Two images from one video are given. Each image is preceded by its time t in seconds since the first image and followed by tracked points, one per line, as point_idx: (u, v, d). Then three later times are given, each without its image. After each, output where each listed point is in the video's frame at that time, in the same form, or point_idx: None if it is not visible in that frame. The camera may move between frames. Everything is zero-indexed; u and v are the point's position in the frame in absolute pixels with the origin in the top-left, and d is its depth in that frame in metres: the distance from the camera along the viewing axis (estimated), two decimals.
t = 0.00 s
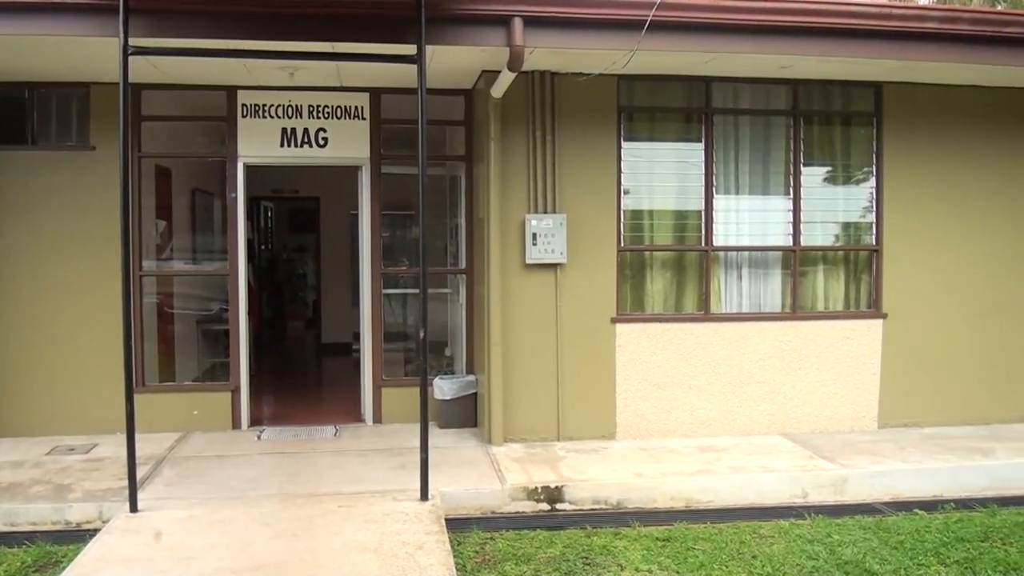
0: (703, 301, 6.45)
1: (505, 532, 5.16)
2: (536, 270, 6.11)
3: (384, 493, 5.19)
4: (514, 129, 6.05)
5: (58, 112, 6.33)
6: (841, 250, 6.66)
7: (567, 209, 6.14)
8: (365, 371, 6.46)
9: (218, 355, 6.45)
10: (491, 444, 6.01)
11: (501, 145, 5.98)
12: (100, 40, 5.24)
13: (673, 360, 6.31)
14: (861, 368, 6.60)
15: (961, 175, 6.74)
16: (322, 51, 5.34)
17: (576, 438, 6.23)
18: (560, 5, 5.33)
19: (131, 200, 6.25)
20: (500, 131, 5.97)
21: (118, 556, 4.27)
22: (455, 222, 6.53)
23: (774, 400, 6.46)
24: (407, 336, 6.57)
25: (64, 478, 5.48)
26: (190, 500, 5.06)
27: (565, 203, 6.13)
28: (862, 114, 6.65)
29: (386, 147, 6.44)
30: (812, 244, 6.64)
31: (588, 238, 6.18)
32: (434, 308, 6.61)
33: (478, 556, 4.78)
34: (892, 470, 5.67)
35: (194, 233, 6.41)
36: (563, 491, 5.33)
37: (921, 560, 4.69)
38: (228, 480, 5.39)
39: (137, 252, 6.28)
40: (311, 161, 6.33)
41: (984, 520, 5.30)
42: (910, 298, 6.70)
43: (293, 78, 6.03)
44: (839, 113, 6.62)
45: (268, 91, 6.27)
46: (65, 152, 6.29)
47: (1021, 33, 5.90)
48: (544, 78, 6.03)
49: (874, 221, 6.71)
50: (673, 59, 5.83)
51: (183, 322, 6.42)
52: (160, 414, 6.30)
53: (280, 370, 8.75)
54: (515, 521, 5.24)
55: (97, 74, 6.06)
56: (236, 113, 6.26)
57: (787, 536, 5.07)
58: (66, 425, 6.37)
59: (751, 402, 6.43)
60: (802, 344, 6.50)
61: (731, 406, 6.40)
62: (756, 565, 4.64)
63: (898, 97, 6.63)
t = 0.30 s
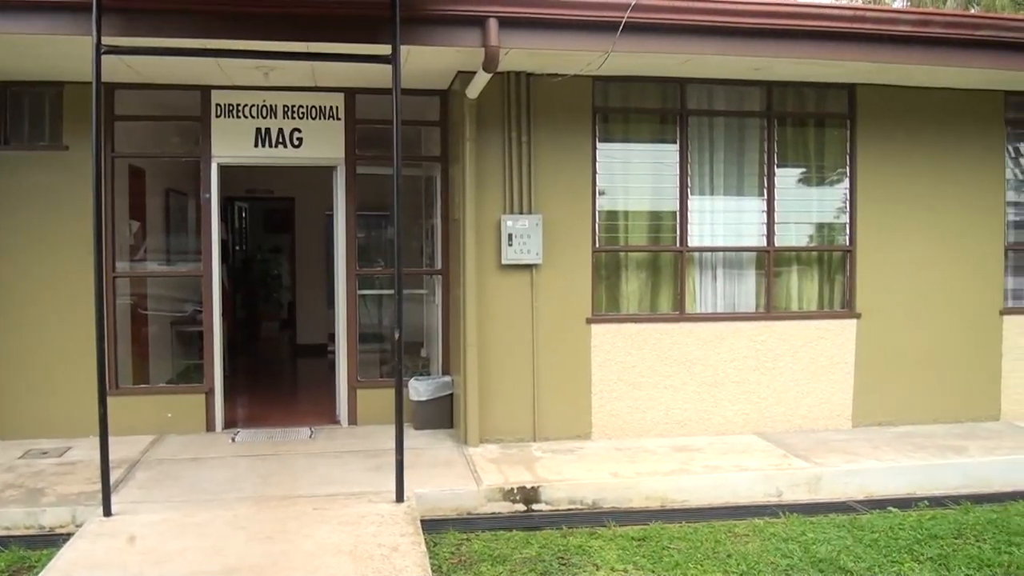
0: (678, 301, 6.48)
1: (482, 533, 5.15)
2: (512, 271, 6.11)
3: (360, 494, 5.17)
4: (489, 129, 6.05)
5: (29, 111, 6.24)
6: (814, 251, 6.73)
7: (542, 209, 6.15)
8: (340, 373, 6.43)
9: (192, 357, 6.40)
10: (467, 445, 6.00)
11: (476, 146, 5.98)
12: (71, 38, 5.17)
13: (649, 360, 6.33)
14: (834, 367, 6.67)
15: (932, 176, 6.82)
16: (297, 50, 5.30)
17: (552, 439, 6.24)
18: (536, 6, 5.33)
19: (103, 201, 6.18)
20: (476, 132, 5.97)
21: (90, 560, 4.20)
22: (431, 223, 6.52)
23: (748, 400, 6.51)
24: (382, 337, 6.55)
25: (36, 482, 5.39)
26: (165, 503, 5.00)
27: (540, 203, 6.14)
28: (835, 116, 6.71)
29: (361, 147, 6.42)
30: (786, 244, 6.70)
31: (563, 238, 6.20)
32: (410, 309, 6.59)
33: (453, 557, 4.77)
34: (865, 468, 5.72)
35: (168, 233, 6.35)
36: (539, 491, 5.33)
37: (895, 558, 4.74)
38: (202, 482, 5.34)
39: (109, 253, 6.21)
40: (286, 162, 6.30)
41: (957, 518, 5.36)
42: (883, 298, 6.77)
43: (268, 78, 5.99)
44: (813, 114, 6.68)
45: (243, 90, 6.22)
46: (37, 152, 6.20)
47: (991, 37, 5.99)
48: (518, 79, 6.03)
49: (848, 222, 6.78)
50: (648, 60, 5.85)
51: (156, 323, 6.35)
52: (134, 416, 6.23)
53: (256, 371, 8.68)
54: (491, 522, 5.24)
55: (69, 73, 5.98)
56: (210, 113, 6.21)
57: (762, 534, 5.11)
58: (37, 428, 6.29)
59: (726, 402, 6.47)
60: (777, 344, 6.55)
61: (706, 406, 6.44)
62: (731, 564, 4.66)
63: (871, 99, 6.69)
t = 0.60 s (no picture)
0: (654, 301, 6.52)
1: (458, 534, 5.15)
2: (488, 271, 6.11)
3: (336, 496, 5.14)
4: (466, 130, 6.05)
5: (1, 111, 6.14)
6: (789, 251, 6.79)
7: (518, 210, 6.15)
8: (316, 375, 6.40)
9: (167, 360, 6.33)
10: (444, 446, 5.99)
11: (452, 146, 5.97)
12: (44, 37, 5.10)
13: (625, 361, 6.36)
14: (808, 367, 6.73)
15: (906, 178, 6.91)
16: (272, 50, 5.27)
17: (529, 439, 6.24)
18: (513, 7, 5.34)
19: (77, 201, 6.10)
20: (452, 133, 5.97)
21: (63, 564, 4.15)
22: (407, 224, 6.51)
23: (723, 399, 6.56)
24: (358, 338, 6.53)
25: (9, 486, 5.32)
26: (140, 506, 4.95)
27: (517, 204, 6.15)
28: (809, 118, 6.77)
29: (337, 148, 6.39)
30: (760, 245, 6.75)
31: (539, 239, 6.21)
32: (385, 310, 6.58)
33: (429, 559, 4.75)
34: (839, 467, 5.78)
35: (142, 235, 6.29)
36: (516, 492, 5.33)
37: (870, 555, 4.79)
38: (177, 485, 5.29)
39: (82, 254, 6.13)
40: (261, 162, 6.26)
41: (931, 515, 5.43)
42: (857, 298, 6.84)
43: (243, 78, 5.95)
44: (787, 116, 6.73)
45: (218, 90, 6.17)
46: (9, 152, 6.11)
47: (964, 40, 6.07)
48: (494, 79, 6.04)
49: (822, 223, 6.85)
50: (624, 62, 5.88)
51: (130, 325, 6.29)
52: (108, 419, 6.15)
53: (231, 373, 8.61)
54: (467, 523, 5.24)
55: (41, 71, 5.90)
56: (184, 113, 6.15)
57: (737, 533, 5.14)
58: (9, 432, 6.19)
59: (701, 402, 6.51)
60: (752, 344, 6.60)
61: (682, 406, 6.48)
62: (707, 563, 4.69)
63: (845, 102, 6.76)
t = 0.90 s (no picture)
0: (628, 302, 6.54)
1: (433, 535, 5.14)
2: (463, 272, 6.11)
3: (310, 498, 5.11)
4: (440, 131, 6.04)
5: None
6: (762, 252, 6.85)
7: (493, 211, 6.16)
8: (290, 377, 6.36)
9: (141, 362, 6.26)
10: (418, 447, 5.98)
11: (427, 147, 5.96)
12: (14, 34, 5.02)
13: (599, 361, 6.38)
14: (781, 367, 6.79)
15: (877, 179, 6.99)
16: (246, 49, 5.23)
17: (503, 440, 6.24)
18: (488, 8, 5.34)
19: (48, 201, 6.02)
20: (426, 134, 5.96)
21: (33, 569, 4.08)
22: (381, 224, 6.49)
23: (698, 399, 6.60)
24: (332, 339, 6.50)
25: None
26: (113, 510, 4.89)
27: (491, 205, 6.15)
28: (782, 120, 6.84)
29: (311, 148, 6.36)
30: (733, 245, 6.81)
31: (513, 239, 6.21)
32: (359, 311, 6.56)
33: (403, 560, 4.74)
34: (812, 465, 5.83)
35: (115, 235, 6.21)
36: (490, 493, 5.33)
37: (843, 553, 4.84)
38: (150, 489, 5.23)
39: (54, 255, 6.05)
40: (234, 162, 6.21)
41: (905, 513, 5.50)
42: (829, 298, 6.92)
43: (217, 77, 5.90)
44: (760, 118, 6.79)
45: (191, 90, 6.12)
46: None
47: (935, 43, 6.16)
48: (469, 80, 6.04)
49: (795, 224, 6.92)
50: (598, 63, 5.90)
51: (103, 327, 6.22)
52: (80, 423, 6.07)
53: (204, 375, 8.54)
54: (442, 524, 5.23)
55: (12, 70, 5.81)
56: (157, 112, 6.09)
57: (711, 532, 5.18)
58: None
59: (676, 402, 6.55)
60: (727, 344, 6.65)
61: (657, 406, 6.51)
62: (682, 562, 4.71)
63: (817, 104, 6.83)
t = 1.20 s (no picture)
0: (601, 303, 6.57)
1: (407, 538, 5.12)
2: (436, 273, 6.10)
3: (283, 501, 5.08)
4: (413, 132, 6.03)
5: None
6: (733, 253, 6.91)
7: (466, 212, 6.16)
8: (262, 379, 6.32)
9: (112, 365, 6.19)
10: (391, 449, 5.96)
11: (399, 148, 5.95)
12: None
13: (572, 362, 6.40)
14: (753, 366, 6.85)
15: (846, 181, 7.08)
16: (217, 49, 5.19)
17: (476, 441, 6.24)
18: (462, 8, 5.34)
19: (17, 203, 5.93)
20: (398, 135, 5.94)
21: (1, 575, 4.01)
22: (354, 225, 6.47)
23: (670, 399, 6.64)
24: (305, 341, 6.47)
25: None
26: (84, 515, 4.82)
27: (464, 205, 6.15)
28: (753, 122, 6.90)
29: (283, 149, 6.32)
30: (705, 246, 6.86)
31: (485, 241, 6.22)
32: (332, 312, 6.53)
33: (375, 564, 4.72)
34: (785, 464, 5.89)
35: (85, 236, 6.13)
36: (464, 494, 5.32)
37: (814, 551, 4.89)
38: (121, 493, 5.17)
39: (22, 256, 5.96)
40: (206, 163, 6.16)
41: (876, 510, 5.57)
42: (800, 299, 6.99)
43: (188, 77, 5.85)
44: (732, 120, 6.85)
45: (162, 90, 6.06)
46: None
47: (903, 47, 6.24)
48: (442, 81, 6.03)
49: (767, 225, 6.98)
50: (572, 64, 5.92)
51: (73, 330, 6.14)
52: (50, 427, 5.98)
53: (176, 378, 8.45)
54: (415, 526, 5.21)
55: None
56: (128, 112, 6.02)
57: (684, 532, 5.21)
58: None
59: (649, 402, 6.59)
60: (699, 344, 6.70)
61: (629, 405, 6.54)
62: (655, 561, 4.74)
63: (788, 106, 6.90)
